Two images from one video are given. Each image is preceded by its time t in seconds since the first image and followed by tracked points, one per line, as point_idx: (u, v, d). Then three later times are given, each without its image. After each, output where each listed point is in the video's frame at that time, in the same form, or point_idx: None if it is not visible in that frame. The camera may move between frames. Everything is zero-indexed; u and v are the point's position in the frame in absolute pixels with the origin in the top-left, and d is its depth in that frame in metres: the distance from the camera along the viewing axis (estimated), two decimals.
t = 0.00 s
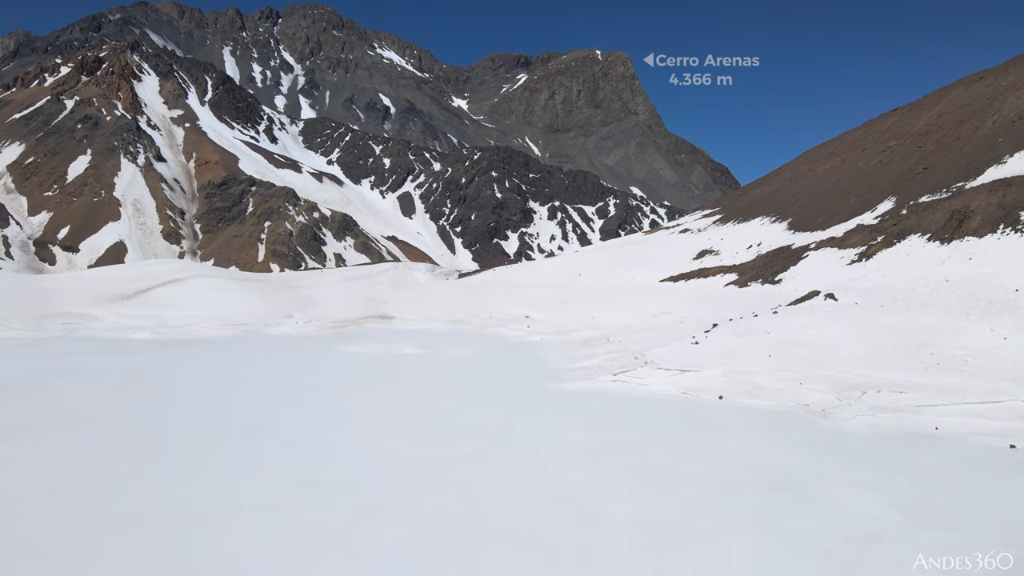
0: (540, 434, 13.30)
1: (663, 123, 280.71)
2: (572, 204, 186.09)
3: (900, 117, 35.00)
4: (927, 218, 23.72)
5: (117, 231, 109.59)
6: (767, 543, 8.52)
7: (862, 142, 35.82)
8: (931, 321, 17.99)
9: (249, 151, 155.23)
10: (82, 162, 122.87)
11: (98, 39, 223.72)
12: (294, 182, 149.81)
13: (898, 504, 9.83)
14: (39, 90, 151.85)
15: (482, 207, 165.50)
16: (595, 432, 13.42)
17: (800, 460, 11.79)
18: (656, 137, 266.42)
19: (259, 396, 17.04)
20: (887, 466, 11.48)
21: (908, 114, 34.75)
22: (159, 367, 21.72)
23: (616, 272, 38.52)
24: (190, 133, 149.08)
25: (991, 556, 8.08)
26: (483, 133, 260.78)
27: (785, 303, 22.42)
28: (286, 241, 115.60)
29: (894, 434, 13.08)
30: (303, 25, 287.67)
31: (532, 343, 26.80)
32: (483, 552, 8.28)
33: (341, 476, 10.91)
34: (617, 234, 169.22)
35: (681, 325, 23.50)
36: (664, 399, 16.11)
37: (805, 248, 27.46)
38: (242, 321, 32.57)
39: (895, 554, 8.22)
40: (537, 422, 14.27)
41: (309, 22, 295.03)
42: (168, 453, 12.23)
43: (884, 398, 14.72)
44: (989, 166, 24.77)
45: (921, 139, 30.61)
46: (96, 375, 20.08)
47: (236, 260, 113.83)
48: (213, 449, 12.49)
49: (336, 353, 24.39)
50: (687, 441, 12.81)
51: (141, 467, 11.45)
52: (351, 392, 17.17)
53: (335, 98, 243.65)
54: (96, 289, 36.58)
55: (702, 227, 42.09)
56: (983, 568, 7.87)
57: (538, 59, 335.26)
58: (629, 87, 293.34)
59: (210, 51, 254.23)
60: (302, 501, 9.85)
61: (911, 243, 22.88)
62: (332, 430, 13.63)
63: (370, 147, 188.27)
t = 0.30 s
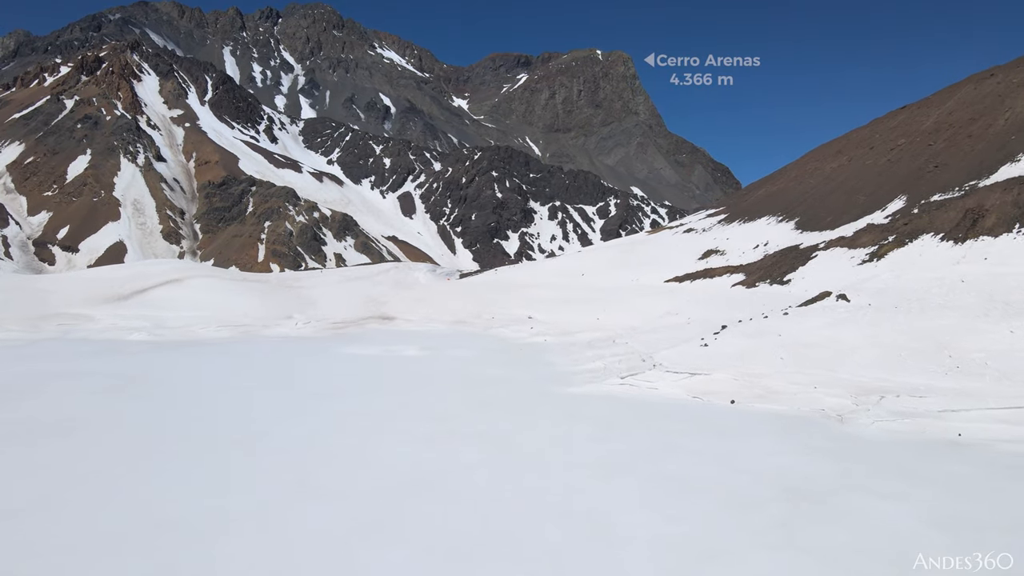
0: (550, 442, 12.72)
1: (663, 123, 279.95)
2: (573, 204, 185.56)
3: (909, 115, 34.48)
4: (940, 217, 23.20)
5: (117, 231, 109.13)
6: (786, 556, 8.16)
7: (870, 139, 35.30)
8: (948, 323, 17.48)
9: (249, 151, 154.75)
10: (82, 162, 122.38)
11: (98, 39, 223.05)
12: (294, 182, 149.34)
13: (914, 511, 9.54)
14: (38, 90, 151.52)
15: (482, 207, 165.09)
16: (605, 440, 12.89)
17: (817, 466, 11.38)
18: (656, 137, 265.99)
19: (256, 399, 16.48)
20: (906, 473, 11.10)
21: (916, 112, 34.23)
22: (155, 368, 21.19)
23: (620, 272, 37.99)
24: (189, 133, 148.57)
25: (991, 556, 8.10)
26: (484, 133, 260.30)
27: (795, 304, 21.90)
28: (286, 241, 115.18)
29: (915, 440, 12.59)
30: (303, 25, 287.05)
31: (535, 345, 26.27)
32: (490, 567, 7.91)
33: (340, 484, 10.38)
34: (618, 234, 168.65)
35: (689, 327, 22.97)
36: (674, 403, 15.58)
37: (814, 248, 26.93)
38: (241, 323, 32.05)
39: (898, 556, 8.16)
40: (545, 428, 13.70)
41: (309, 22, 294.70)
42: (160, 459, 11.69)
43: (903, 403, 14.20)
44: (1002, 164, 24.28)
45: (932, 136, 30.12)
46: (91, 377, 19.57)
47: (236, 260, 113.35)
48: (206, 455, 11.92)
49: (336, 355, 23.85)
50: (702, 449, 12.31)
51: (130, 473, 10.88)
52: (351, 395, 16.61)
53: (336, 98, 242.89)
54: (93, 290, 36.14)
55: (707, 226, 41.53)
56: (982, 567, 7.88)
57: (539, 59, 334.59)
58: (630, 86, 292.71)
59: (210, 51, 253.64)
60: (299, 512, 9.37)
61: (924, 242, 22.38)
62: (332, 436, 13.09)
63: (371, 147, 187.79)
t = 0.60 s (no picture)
0: (559, 450, 12.21)
1: (665, 123, 279.41)
2: (574, 204, 185.07)
3: (918, 113, 33.97)
4: (954, 216, 22.63)
5: (117, 231, 108.69)
6: (804, 567, 7.87)
7: (878, 138, 34.77)
8: (966, 325, 16.98)
9: (250, 151, 154.17)
10: (82, 162, 122.00)
11: (98, 39, 222.49)
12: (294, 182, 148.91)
13: (931, 518, 9.27)
14: (38, 90, 151.17)
15: (483, 207, 164.66)
16: (617, 448, 12.38)
17: (836, 475, 10.99)
18: (657, 136, 265.28)
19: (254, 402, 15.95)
20: (925, 479, 10.77)
21: (925, 110, 33.73)
22: (151, 371, 20.67)
23: (624, 273, 37.47)
24: (189, 133, 148.04)
25: (992, 556, 8.12)
26: (484, 133, 259.60)
27: (806, 305, 21.38)
28: (286, 241, 114.80)
29: (936, 447, 12.13)
30: (303, 25, 286.43)
31: (539, 347, 25.77)
32: None
33: (339, 495, 9.88)
34: (619, 234, 168.11)
35: (697, 329, 22.42)
36: (686, 408, 15.08)
37: (823, 248, 26.39)
38: (239, 324, 31.53)
39: (897, 555, 8.17)
40: (553, 435, 13.18)
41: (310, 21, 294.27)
42: (153, 466, 11.21)
43: (923, 408, 13.72)
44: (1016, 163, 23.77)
45: (942, 134, 29.59)
46: (85, 380, 19.04)
47: (236, 260, 112.89)
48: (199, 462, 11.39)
49: (336, 357, 23.31)
50: (717, 456, 11.88)
51: (121, 483, 10.39)
52: (352, 399, 16.07)
53: (336, 97, 242.35)
54: (89, 290, 35.67)
55: (712, 226, 41.03)
56: (981, 566, 7.91)
57: (539, 60, 334.31)
58: (631, 86, 292.07)
59: (210, 51, 253.09)
60: (299, 525, 8.90)
61: (938, 242, 21.82)
62: (332, 441, 12.57)
63: (371, 147, 187.16)
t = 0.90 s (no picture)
0: (574, 461, 11.57)
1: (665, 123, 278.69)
2: (575, 204, 184.64)
3: (928, 110, 33.43)
4: (969, 215, 22.08)
5: (117, 231, 108.26)
6: None
7: (887, 136, 34.24)
8: (988, 328, 16.43)
9: (250, 151, 153.76)
10: (82, 162, 121.52)
11: (98, 39, 222.01)
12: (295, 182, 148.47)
13: (956, 528, 8.93)
14: (38, 89, 150.80)
15: (483, 207, 164.25)
16: (635, 455, 11.84)
17: (861, 486, 10.53)
18: (659, 136, 264.37)
19: (252, 405, 15.33)
20: (947, 488, 10.35)
21: (936, 107, 33.18)
22: (148, 374, 20.04)
23: (628, 273, 36.98)
24: (190, 133, 147.54)
25: (992, 556, 8.15)
26: (485, 133, 259.04)
27: (818, 306, 20.83)
28: (287, 241, 114.52)
29: (964, 456, 11.61)
30: (304, 25, 285.84)
31: (544, 349, 25.26)
32: None
33: (342, 508, 9.39)
34: (620, 234, 167.75)
35: (706, 331, 21.90)
36: (700, 415, 14.51)
37: (834, 248, 25.82)
38: (239, 325, 31.03)
39: (899, 556, 8.14)
40: (562, 441, 12.69)
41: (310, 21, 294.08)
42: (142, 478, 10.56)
43: (947, 414, 13.20)
44: None
45: (954, 132, 29.06)
46: (77, 385, 18.35)
47: (236, 260, 112.50)
48: (193, 473, 10.78)
49: (337, 360, 22.69)
50: (738, 465, 11.36)
51: (109, 498, 9.77)
52: (356, 404, 15.49)
53: (337, 97, 241.81)
54: (87, 290, 35.17)
55: (718, 225, 40.53)
56: (980, 566, 7.95)
57: (540, 60, 333.78)
58: (632, 86, 291.36)
59: (210, 51, 252.55)
60: (302, 542, 8.33)
61: (953, 242, 21.25)
62: (332, 448, 11.95)
63: (372, 147, 186.64)
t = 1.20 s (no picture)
0: (587, 469, 11.10)
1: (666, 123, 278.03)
2: (576, 204, 184.17)
3: (938, 108, 32.92)
4: (985, 214, 21.49)
5: (117, 231, 107.83)
6: None
7: (897, 133, 33.74)
8: (1009, 331, 15.89)
9: (251, 151, 153.45)
10: (82, 162, 121.18)
11: (99, 39, 221.82)
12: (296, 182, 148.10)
13: (974, 536, 8.65)
14: (39, 89, 150.56)
15: (484, 207, 163.76)
16: (650, 463, 11.37)
17: (885, 496, 10.05)
18: (660, 136, 263.66)
19: (249, 410, 14.85)
20: (974, 498, 9.91)
21: (946, 104, 32.68)
22: (143, 377, 19.54)
23: (632, 273, 36.51)
24: (190, 132, 147.15)
25: (992, 556, 8.09)
26: (486, 133, 258.65)
27: (831, 307, 20.31)
28: (287, 241, 114.27)
29: (992, 465, 11.11)
30: (305, 25, 285.47)
31: (549, 350, 24.78)
32: None
33: (344, 521, 8.88)
34: (622, 234, 167.27)
35: (715, 332, 21.39)
36: (713, 421, 14.02)
37: (845, 247, 25.30)
38: (238, 326, 30.58)
39: (898, 555, 8.11)
40: (572, 448, 12.20)
41: (311, 21, 293.93)
42: (130, 489, 10.01)
43: (972, 420, 12.67)
44: None
45: (966, 129, 28.54)
46: (70, 388, 17.88)
47: (237, 260, 112.21)
48: (185, 483, 10.26)
49: (337, 361, 22.20)
50: (757, 475, 10.89)
51: (95, 511, 9.24)
52: (357, 408, 15.00)
53: (338, 97, 241.41)
54: (84, 291, 34.71)
55: (724, 224, 40.05)
56: (980, 566, 7.89)
57: (541, 60, 333.33)
58: (633, 86, 290.92)
59: (211, 51, 252.19)
60: (300, 558, 7.87)
61: (969, 240, 20.70)
62: (333, 458, 11.46)
63: (373, 146, 186.12)
